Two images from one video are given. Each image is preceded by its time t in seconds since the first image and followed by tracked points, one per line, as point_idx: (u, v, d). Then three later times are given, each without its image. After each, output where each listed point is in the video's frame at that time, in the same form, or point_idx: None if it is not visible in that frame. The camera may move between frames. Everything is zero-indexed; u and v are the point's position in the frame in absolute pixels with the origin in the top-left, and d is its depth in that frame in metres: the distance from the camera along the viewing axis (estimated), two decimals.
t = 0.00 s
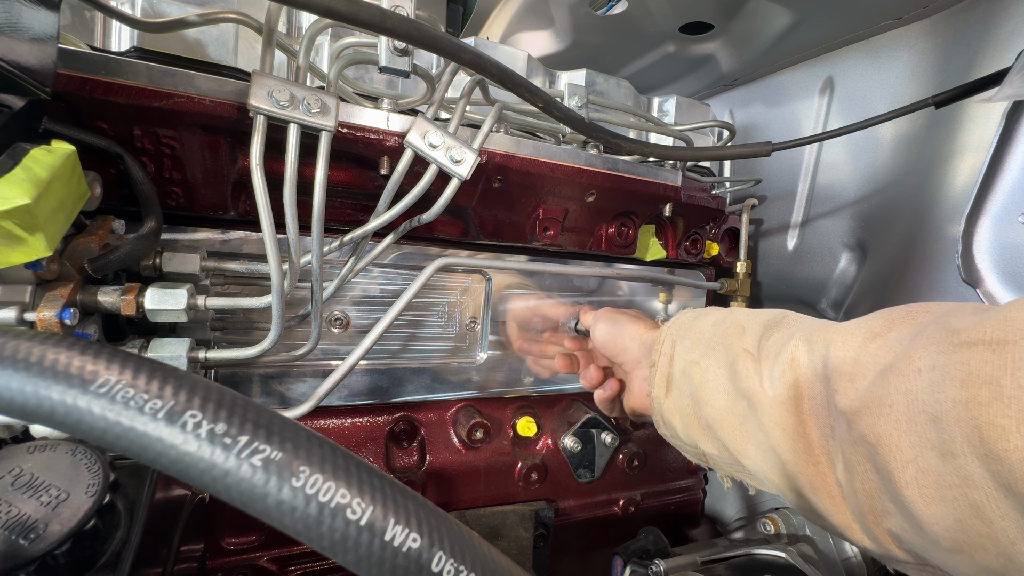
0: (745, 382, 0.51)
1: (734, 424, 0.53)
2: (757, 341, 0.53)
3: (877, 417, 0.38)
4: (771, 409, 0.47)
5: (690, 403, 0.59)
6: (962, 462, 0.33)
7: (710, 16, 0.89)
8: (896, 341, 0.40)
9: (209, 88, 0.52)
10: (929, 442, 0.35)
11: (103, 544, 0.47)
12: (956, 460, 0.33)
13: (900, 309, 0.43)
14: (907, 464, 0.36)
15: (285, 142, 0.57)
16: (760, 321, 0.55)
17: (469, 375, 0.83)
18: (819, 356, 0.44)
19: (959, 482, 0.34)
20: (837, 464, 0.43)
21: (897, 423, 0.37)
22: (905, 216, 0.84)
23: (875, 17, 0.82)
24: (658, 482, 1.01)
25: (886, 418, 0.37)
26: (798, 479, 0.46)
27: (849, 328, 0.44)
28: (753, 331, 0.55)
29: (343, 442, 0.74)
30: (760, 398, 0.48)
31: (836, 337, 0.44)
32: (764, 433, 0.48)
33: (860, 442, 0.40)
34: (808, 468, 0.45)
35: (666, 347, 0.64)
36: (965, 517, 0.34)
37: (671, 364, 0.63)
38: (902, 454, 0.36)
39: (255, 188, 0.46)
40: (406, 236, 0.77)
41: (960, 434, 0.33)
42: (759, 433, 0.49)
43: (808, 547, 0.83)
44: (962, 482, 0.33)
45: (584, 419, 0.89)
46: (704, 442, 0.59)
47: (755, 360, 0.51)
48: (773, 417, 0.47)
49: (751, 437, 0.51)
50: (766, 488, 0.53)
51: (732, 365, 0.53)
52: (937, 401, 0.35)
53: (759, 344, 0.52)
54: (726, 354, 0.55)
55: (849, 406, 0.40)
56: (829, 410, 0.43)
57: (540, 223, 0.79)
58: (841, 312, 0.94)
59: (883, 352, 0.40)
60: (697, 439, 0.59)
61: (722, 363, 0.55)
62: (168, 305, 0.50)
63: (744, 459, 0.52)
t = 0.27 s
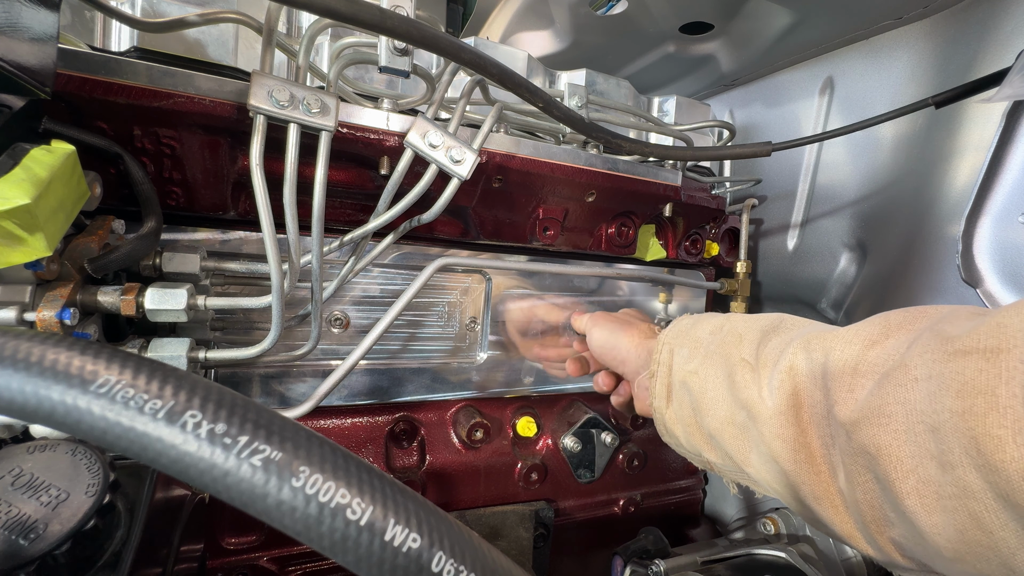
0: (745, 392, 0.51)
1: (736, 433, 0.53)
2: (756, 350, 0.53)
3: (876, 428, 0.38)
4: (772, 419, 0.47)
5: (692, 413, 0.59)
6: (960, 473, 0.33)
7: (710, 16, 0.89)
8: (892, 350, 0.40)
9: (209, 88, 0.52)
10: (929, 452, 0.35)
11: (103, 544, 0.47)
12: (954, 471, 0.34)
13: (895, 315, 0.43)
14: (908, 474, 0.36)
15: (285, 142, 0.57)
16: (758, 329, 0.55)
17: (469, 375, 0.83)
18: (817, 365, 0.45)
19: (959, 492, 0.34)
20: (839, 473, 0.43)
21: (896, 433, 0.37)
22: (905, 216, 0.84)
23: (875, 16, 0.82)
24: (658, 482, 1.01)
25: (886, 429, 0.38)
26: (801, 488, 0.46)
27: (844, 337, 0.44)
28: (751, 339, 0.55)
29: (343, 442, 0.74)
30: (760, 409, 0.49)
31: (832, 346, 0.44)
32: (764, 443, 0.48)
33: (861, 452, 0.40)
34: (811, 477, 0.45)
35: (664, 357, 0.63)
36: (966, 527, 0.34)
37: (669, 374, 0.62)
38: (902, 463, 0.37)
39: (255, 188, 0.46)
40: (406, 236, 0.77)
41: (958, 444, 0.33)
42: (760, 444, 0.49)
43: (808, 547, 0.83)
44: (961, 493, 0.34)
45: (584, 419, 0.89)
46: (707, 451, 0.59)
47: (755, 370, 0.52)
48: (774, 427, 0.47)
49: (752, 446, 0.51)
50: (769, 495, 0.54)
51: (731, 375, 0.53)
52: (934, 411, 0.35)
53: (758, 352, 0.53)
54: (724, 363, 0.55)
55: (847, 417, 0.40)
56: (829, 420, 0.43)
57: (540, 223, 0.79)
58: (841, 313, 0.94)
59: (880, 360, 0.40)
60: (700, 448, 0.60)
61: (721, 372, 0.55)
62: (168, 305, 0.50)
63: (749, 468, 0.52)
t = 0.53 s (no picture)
0: (745, 398, 0.49)
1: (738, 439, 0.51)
2: (756, 354, 0.51)
3: (875, 436, 0.36)
4: (773, 426, 0.45)
5: (694, 417, 0.57)
6: (962, 481, 0.31)
7: (710, 16, 0.89)
8: (892, 355, 0.38)
9: (209, 88, 0.52)
10: (929, 460, 0.33)
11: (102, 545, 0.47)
12: (955, 480, 0.32)
13: (897, 318, 0.41)
14: (909, 481, 0.34)
15: (285, 142, 0.57)
16: (758, 331, 0.53)
17: (469, 375, 0.83)
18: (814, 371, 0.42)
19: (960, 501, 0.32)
20: (841, 480, 0.41)
21: (896, 442, 0.35)
22: (905, 216, 0.84)
23: (875, 16, 0.82)
24: (658, 482, 1.01)
25: (885, 436, 0.35)
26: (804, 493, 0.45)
27: (843, 339, 0.41)
28: (751, 343, 0.52)
29: (343, 441, 0.74)
30: (760, 416, 0.47)
31: (830, 348, 0.42)
32: (767, 449, 0.47)
33: (860, 460, 0.38)
34: (814, 483, 0.43)
35: (664, 360, 0.61)
36: (969, 537, 0.32)
37: (671, 377, 0.60)
38: (903, 472, 0.34)
39: (255, 188, 0.46)
40: (406, 236, 0.77)
41: (958, 452, 0.31)
42: (763, 449, 0.47)
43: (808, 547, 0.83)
44: (963, 502, 0.32)
45: (584, 419, 0.89)
46: (712, 455, 0.57)
47: (755, 374, 0.49)
48: (776, 434, 0.45)
49: (755, 451, 0.49)
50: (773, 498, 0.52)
51: (731, 381, 0.51)
52: (933, 419, 0.33)
53: (757, 356, 0.50)
54: (723, 367, 0.53)
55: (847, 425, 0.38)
56: (829, 427, 0.41)
57: (540, 223, 0.79)
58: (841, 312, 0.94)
59: (880, 365, 0.38)
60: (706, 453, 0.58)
61: (721, 376, 0.53)
62: (168, 305, 0.50)
63: (751, 473, 0.51)
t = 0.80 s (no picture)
0: (756, 389, 0.47)
1: (744, 429, 0.49)
2: (766, 344, 0.49)
3: (884, 427, 0.36)
4: (781, 416, 0.44)
5: (698, 406, 0.55)
6: (970, 473, 0.31)
7: (710, 16, 0.89)
8: (903, 347, 0.37)
9: (209, 88, 0.52)
10: (937, 452, 0.33)
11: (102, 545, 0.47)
12: (963, 471, 0.32)
13: (909, 311, 0.41)
14: (917, 474, 0.34)
15: (285, 142, 0.57)
16: (769, 321, 0.51)
17: (469, 375, 0.83)
18: (827, 362, 0.42)
19: (968, 494, 0.32)
20: (848, 472, 0.40)
21: (905, 432, 0.35)
22: (904, 216, 0.84)
23: (875, 16, 0.82)
24: (658, 482, 1.01)
25: (893, 428, 0.35)
26: (809, 484, 0.44)
27: (855, 332, 0.41)
28: (763, 333, 0.51)
29: (343, 442, 0.74)
30: (770, 406, 0.45)
31: (845, 341, 0.41)
32: (775, 440, 0.45)
33: (869, 451, 0.37)
34: (821, 475, 0.43)
35: (673, 349, 0.59)
36: (976, 528, 0.32)
37: (678, 366, 0.58)
38: (912, 462, 0.35)
39: (255, 188, 0.46)
40: (406, 236, 0.77)
41: (967, 445, 0.31)
42: (770, 440, 0.46)
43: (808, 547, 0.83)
44: (971, 493, 0.32)
45: (584, 419, 0.89)
46: (714, 443, 0.55)
47: (764, 365, 0.48)
48: (785, 425, 0.44)
49: (762, 442, 0.48)
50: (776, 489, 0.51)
51: (739, 370, 0.49)
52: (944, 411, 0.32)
53: (768, 347, 0.49)
54: (733, 356, 0.51)
55: (856, 417, 0.38)
56: (837, 419, 0.40)
57: (540, 223, 0.79)
58: (841, 312, 0.94)
59: (891, 358, 0.38)
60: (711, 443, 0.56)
61: (729, 366, 0.51)
62: (168, 305, 0.50)
63: (758, 461, 0.50)
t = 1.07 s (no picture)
0: (767, 367, 0.48)
1: (751, 408, 0.50)
2: (781, 327, 0.50)
3: (889, 407, 0.37)
4: (790, 394, 0.45)
5: (705, 383, 0.55)
6: (973, 455, 0.33)
7: (710, 16, 0.89)
8: (915, 331, 0.38)
9: (209, 88, 0.52)
10: (941, 433, 0.35)
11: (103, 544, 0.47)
12: (967, 453, 0.33)
13: (920, 299, 0.41)
14: (919, 454, 0.36)
15: (285, 142, 0.57)
16: (787, 307, 0.53)
17: (469, 375, 0.83)
18: (835, 344, 0.43)
19: (971, 475, 0.33)
20: (852, 452, 0.42)
21: (911, 414, 0.36)
22: (904, 216, 0.84)
23: (875, 16, 0.82)
24: (658, 482, 1.01)
25: (899, 409, 0.37)
26: (812, 465, 0.45)
27: (864, 318, 0.43)
28: (778, 316, 0.52)
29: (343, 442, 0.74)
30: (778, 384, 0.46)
31: (851, 326, 0.43)
32: (783, 419, 0.46)
33: (874, 431, 0.39)
34: (826, 455, 0.44)
35: (686, 330, 0.61)
36: (976, 508, 0.33)
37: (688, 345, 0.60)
38: (914, 443, 0.36)
39: (255, 188, 0.46)
40: (406, 236, 0.77)
41: (972, 427, 0.32)
42: (778, 420, 0.47)
43: (808, 547, 0.84)
44: (974, 475, 0.33)
45: (584, 419, 0.89)
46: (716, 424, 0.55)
47: (777, 346, 0.49)
48: (794, 404, 0.45)
49: (767, 421, 0.48)
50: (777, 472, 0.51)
51: (751, 349, 0.50)
52: (949, 393, 0.34)
53: (783, 329, 0.50)
54: (745, 335, 0.52)
55: (861, 396, 0.39)
56: (845, 400, 0.41)
57: (540, 223, 0.79)
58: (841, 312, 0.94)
59: (902, 340, 0.39)
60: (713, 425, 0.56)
61: (741, 344, 0.52)
62: (168, 305, 0.50)
63: (759, 443, 0.49)
